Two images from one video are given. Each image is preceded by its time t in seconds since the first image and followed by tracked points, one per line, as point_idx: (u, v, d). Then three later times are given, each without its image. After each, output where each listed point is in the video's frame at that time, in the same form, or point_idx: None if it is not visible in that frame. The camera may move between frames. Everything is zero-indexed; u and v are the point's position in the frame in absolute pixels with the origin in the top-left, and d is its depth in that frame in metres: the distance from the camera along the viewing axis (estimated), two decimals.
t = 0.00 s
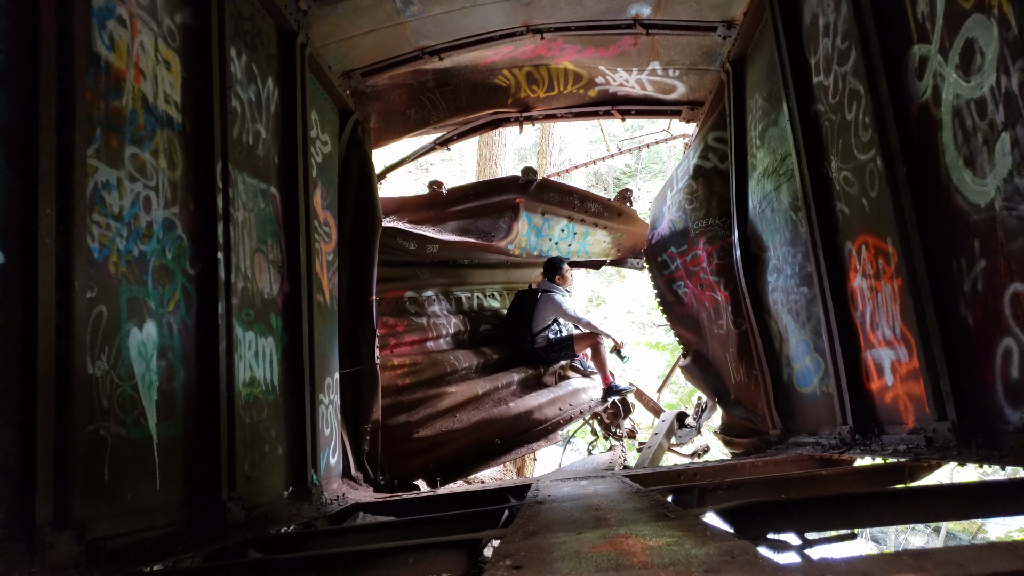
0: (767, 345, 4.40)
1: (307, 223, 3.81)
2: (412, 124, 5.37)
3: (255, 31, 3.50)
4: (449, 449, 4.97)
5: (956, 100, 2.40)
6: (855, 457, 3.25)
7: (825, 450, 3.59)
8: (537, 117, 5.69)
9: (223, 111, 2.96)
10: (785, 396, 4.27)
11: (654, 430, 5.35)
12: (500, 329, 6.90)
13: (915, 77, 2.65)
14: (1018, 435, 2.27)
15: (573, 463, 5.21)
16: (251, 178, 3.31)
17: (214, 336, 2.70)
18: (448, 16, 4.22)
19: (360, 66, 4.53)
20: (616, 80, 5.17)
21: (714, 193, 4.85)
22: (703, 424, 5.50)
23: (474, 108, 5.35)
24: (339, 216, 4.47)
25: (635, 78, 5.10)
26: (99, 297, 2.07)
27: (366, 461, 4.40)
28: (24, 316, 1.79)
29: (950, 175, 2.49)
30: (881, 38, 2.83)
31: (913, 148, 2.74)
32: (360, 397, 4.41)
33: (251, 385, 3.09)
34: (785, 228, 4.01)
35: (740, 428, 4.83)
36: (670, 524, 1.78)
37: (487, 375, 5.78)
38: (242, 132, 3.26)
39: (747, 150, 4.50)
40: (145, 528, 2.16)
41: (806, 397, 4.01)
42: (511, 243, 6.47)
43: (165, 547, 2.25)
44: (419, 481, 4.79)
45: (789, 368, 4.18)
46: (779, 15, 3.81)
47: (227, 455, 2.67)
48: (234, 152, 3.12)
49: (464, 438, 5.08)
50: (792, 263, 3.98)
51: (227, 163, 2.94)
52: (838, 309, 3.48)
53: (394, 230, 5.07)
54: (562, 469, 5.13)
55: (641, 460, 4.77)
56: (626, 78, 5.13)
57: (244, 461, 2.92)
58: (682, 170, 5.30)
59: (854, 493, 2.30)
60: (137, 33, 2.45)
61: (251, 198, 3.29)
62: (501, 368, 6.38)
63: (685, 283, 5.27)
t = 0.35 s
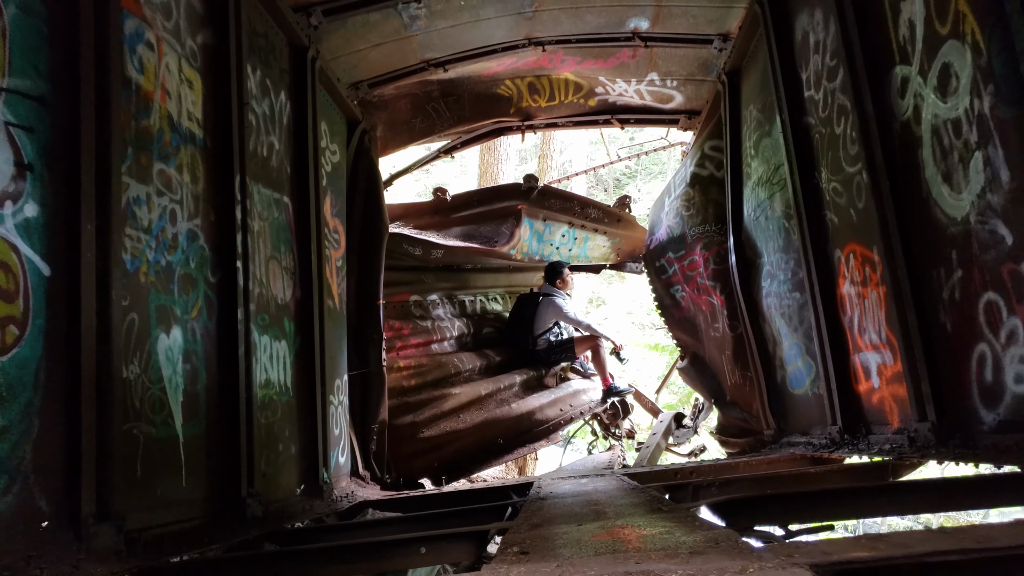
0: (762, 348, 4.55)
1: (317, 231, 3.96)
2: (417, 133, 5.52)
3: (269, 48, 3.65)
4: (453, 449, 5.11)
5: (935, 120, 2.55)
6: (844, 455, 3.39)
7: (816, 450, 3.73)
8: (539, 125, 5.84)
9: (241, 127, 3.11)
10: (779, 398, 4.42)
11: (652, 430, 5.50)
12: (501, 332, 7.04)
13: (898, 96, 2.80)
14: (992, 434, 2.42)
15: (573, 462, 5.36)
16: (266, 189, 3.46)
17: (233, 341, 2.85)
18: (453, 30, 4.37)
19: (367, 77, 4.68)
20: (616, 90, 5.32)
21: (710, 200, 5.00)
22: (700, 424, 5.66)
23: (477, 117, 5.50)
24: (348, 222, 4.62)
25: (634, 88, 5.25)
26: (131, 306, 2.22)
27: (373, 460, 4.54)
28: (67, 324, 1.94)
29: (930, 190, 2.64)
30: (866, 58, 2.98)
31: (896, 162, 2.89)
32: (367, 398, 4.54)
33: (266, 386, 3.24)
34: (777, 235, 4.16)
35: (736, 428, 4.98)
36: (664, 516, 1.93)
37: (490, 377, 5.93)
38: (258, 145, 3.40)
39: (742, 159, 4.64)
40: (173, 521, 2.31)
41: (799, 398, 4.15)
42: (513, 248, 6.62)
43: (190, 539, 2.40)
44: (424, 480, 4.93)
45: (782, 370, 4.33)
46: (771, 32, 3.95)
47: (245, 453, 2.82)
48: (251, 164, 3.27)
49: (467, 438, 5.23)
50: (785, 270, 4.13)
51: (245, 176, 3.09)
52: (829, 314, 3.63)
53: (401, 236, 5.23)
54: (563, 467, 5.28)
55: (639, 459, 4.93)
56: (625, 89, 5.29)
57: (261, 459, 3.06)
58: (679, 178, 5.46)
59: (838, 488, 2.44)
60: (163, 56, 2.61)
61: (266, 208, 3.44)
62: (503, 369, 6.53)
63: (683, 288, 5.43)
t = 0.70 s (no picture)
0: (752, 354, 4.71)
1: (324, 242, 4.11)
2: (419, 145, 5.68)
3: (278, 67, 3.81)
4: (453, 450, 5.27)
5: (909, 142, 2.71)
6: (828, 457, 3.55)
7: (803, 452, 3.89)
8: (537, 136, 6.01)
9: (253, 146, 3.27)
10: (768, 402, 4.58)
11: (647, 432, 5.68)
12: (500, 337, 7.18)
13: (875, 118, 2.96)
14: (961, 438, 2.58)
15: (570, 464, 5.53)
16: (276, 203, 3.62)
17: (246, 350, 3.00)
18: (453, 47, 4.53)
19: (371, 92, 4.84)
20: (611, 102, 5.49)
21: (703, 210, 5.17)
22: (693, 427, 5.83)
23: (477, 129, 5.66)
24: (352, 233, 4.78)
25: (629, 101, 5.42)
26: (156, 319, 2.37)
27: (376, 463, 4.69)
28: (98, 338, 2.10)
29: (906, 207, 2.80)
30: (845, 80, 3.14)
31: (874, 180, 3.05)
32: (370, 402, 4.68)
33: (276, 392, 3.39)
34: (766, 245, 4.32)
35: (728, 430, 5.15)
36: (650, 515, 2.09)
37: (489, 381, 6.09)
38: (268, 161, 3.56)
39: (733, 171, 4.81)
40: (192, 521, 2.47)
41: (787, 403, 4.31)
42: (512, 256, 6.78)
43: (208, 537, 2.55)
44: (425, 481, 5.08)
45: (772, 375, 4.49)
46: (759, 51, 4.11)
47: (258, 456, 2.97)
48: (262, 180, 3.43)
49: (467, 440, 5.39)
50: (773, 279, 4.28)
51: (257, 193, 3.25)
52: (814, 322, 3.78)
53: (403, 245, 5.39)
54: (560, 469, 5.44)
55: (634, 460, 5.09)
56: (621, 102, 5.45)
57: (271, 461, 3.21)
58: (673, 188, 5.63)
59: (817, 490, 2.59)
60: (181, 82, 2.77)
61: (276, 222, 3.60)
62: (502, 373, 6.70)
63: (676, 295, 5.61)
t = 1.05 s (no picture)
0: (744, 357, 4.88)
1: (332, 249, 4.28)
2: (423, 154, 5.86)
3: (290, 83, 3.99)
4: (456, 450, 5.45)
5: (886, 159, 2.88)
6: (815, 455, 3.72)
7: (792, 451, 4.06)
8: (537, 145, 6.18)
9: (267, 160, 3.44)
10: (760, 403, 4.75)
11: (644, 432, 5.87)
12: (501, 340, 7.39)
13: (857, 135, 3.13)
14: (935, 437, 2.75)
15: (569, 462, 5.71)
16: (288, 213, 3.79)
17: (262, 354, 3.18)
18: (456, 61, 4.70)
19: (376, 103, 5.01)
20: (609, 112, 5.66)
21: (697, 217, 5.35)
22: (688, 426, 6.02)
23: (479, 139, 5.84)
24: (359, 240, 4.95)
25: (626, 112, 5.60)
26: (181, 326, 2.54)
27: (382, 461, 4.85)
28: (132, 344, 2.28)
29: (885, 219, 2.97)
30: (829, 98, 3.31)
31: (856, 193, 3.23)
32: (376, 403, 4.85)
33: (289, 393, 3.56)
34: (757, 252, 4.49)
35: (722, 430, 5.33)
36: (641, 508, 2.27)
37: (490, 383, 6.28)
38: (281, 173, 3.73)
39: (726, 179, 4.98)
40: (215, 514, 2.64)
41: (777, 403, 4.48)
42: (512, 261, 6.97)
43: (229, 529, 2.72)
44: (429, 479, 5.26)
45: (763, 377, 4.65)
46: (750, 66, 4.28)
47: (273, 454, 3.14)
48: (275, 192, 3.60)
49: (470, 440, 5.57)
50: (764, 284, 4.45)
51: (271, 205, 3.42)
52: (802, 327, 3.95)
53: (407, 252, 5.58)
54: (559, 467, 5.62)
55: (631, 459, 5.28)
56: (618, 113, 5.63)
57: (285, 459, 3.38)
58: (669, 196, 5.82)
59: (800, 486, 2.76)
60: (202, 102, 2.94)
61: (288, 231, 3.77)
62: (503, 375, 6.88)
63: (672, 299, 5.79)
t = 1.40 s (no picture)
0: (738, 362, 5.05)
1: (341, 259, 4.46)
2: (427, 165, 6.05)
3: (302, 101, 4.17)
4: (460, 451, 5.62)
5: (868, 178, 3.06)
6: (804, 458, 3.90)
7: (783, 453, 4.24)
8: (538, 156, 6.37)
9: (283, 177, 3.62)
10: (753, 407, 4.93)
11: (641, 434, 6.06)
12: (503, 344, 7.62)
13: (842, 155, 3.32)
14: (913, 441, 2.92)
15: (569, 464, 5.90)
16: (301, 226, 3.97)
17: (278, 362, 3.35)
18: (460, 77, 4.88)
19: (383, 117, 5.20)
20: (608, 125, 5.85)
21: (693, 226, 5.54)
22: (684, 429, 6.21)
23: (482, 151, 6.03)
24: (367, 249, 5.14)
25: (624, 125, 5.79)
26: (207, 338, 2.72)
27: (389, 463, 5.02)
28: (164, 355, 2.46)
29: (867, 235, 3.15)
30: (815, 118, 3.49)
31: (841, 209, 3.41)
32: (383, 406, 5.03)
33: (303, 399, 3.74)
34: (750, 262, 4.67)
35: (716, 433, 5.51)
36: (636, 507, 2.46)
37: (492, 386, 6.46)
38: (294, 188, 3.92)
39: (721, 191, 5.15)
40: (237, 513, 2.81)
41: (769, 407, 4.66)
42: (514, 268, 7.16)
43: (250, 527, 2.90)
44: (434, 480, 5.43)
45: (756, 382, 4.83)
46: (742, 83, 4.46)
47: (289, 457, 3.32)
48: (290, 207, 3.78)
49: (474, 442, 5.74)
50: (756, 293, 4.63)
51: (286, 220, 3.60)
52: (792, 334, 4.13)
53: (413, 261, 5.76)
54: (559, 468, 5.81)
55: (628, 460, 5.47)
56: (616, 125, 5.82)
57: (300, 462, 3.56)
58: (665, 206, 6.01)
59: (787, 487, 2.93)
60: (223, 124, 3.12)
61: (301, 243, 3.94)
62: (505, 379, 7.08)
63: (668, 306, 5.98)
